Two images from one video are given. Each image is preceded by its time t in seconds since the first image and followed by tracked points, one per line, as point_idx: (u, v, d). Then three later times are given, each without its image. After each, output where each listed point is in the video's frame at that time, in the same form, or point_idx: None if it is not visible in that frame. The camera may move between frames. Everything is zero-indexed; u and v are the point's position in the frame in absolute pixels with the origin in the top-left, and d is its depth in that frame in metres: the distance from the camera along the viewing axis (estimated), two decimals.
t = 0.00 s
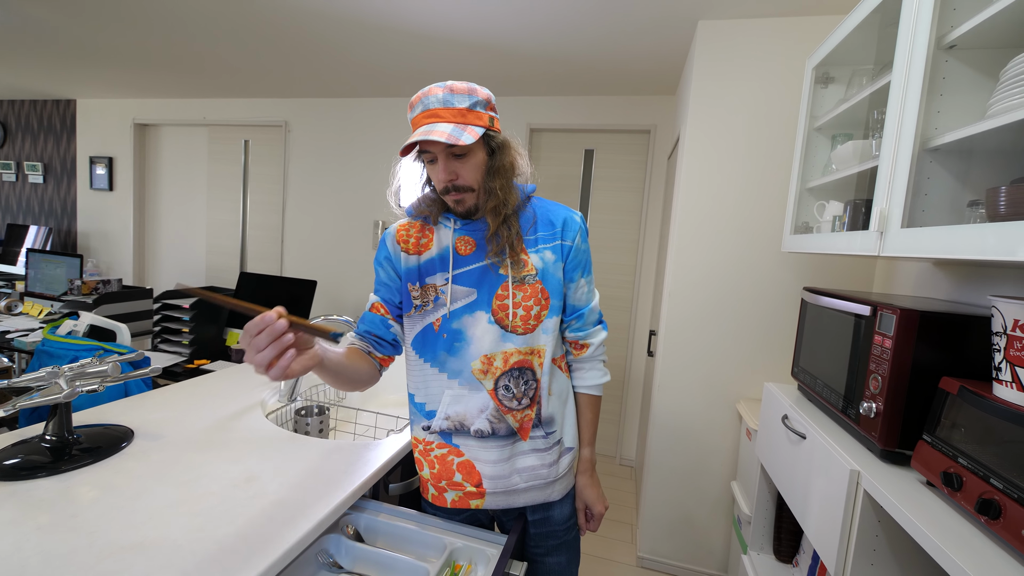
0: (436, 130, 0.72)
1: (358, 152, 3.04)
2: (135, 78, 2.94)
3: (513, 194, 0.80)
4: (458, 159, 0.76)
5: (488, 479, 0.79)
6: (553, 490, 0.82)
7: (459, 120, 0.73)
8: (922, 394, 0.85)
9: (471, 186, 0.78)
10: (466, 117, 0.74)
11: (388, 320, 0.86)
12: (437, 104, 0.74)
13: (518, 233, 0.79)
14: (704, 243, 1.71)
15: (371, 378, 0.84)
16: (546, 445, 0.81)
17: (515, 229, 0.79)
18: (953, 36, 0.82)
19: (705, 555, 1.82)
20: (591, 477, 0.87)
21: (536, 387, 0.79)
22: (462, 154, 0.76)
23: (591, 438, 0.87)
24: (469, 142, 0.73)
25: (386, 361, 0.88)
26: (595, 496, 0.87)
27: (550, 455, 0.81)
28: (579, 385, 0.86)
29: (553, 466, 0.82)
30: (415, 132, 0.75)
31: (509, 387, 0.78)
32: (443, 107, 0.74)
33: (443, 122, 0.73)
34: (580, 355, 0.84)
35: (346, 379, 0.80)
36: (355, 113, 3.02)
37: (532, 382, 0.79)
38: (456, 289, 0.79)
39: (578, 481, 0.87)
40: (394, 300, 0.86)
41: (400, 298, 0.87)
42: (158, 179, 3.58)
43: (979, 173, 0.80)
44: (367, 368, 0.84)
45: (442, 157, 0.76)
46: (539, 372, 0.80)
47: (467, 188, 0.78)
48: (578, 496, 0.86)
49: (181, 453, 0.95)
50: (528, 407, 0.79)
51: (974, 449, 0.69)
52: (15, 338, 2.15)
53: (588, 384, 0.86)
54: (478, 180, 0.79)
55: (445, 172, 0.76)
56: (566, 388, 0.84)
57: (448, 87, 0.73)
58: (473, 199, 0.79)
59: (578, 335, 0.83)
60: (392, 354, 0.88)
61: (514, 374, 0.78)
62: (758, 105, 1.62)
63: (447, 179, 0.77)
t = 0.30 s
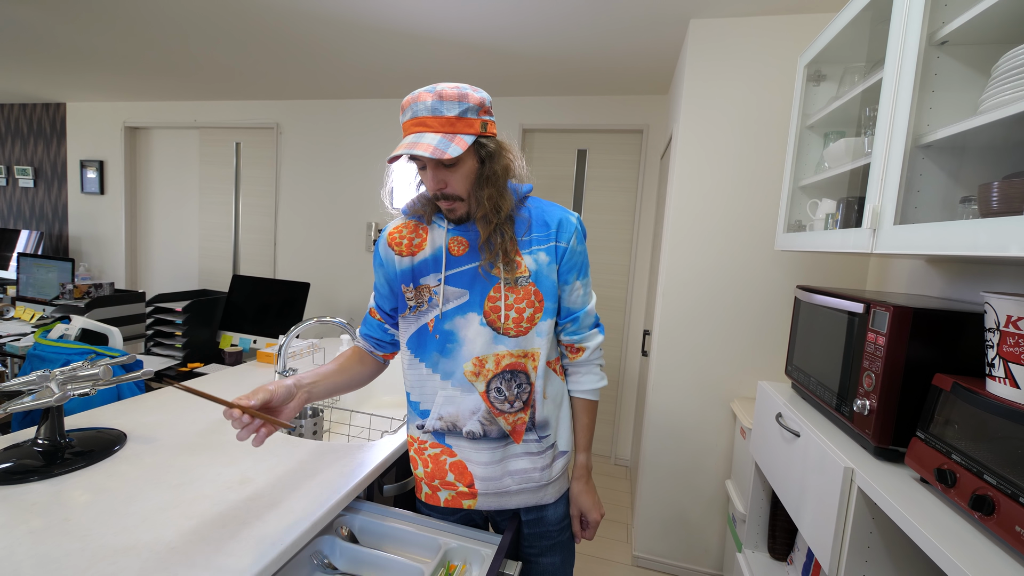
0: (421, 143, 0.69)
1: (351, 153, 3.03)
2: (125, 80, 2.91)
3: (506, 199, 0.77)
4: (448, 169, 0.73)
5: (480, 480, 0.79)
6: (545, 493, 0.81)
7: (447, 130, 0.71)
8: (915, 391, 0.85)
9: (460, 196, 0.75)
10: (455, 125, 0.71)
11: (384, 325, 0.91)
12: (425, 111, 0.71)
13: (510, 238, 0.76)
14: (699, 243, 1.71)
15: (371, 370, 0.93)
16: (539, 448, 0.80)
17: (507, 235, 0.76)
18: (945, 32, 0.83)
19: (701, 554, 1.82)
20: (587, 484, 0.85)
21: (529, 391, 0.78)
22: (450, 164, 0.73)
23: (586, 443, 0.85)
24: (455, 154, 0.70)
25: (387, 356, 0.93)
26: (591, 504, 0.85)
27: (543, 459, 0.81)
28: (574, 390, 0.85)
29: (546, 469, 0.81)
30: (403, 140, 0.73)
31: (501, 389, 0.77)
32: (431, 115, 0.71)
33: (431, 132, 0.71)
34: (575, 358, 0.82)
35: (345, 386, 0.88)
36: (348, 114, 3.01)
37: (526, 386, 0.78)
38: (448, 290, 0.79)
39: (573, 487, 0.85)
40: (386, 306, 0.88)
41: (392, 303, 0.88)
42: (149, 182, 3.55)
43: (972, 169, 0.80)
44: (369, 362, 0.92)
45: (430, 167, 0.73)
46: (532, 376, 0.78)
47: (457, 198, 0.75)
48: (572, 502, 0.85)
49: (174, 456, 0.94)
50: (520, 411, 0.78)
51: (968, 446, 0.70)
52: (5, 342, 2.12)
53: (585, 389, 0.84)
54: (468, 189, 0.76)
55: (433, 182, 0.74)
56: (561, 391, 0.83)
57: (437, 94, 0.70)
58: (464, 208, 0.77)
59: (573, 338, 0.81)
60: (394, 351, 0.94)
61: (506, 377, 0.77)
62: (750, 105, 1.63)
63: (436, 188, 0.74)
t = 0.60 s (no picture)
0: (413, 150, 0.68)
1: (350, 151, 3.02)
2: (124, 78, 2.90)
3: (502, 199, 0.76)
4: (442, 172, 0.71)
5: (476, 477, 0.79)
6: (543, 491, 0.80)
7: (439, 135, 0.69)
8: (916, 388, 0.85)
9: (455, 198, 0.74)
10: (448, 131, 0.69)
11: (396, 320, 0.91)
12: (418, 116, 0.69)
13: (507, 236, 0.75)
14: (699, 241, 1.71)
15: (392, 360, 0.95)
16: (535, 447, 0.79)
17: (503, 235, 0.75)
18: (947, 28, 0.82)
19: (701, 552, 1.82)
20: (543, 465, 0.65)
21: (525, 389, 0.77)
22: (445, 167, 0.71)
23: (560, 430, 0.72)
24: (447, 160, 0.68)
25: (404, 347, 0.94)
26: (533, 481, 0.62)
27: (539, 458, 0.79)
28: (573, 373, 0.76)
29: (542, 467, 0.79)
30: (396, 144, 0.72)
31: (497, 388, 0.76)
32: (423, 121, 0.69)
33: (423, 137, 0.69)
34: (579, 348, 0.77)
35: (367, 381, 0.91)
36: (347, 112, 3.01)
37: (523, 385, 0.77)
38: (447, 288, 0.79)
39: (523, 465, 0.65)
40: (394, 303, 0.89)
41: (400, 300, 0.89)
42: (149, 180, 3.54)
43: (975, 166, 0.80)
44: (389, 355, 0.94)
45: (423, 172, 0.72)
46: (529, 374, 0.77)
47: (452, 201, 0.74)
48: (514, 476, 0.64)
49: (175, 453, 0.94)
50: (516, 409, 0.77)
51: (970, 443, 0.70)
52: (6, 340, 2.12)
53: (582, 374, 0.75)
54: (464, 192, 0.74)
55: (428, 186, 0.73)
56: (558, 389, 0.81)
57: (429, 99, 0.68)
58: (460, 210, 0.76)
59: (578, 334, 0.77)
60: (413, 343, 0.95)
61: (503, 375, 0.76)
62: (751, 102, 1.62)
63: (431, 192, 0.73)
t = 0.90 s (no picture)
0: (422, 157, 0.68)
1: (350, 152, 3.02)
2: (124, 78, 2.91)
3: (508, 207, 0.74)
4: (450, 178, 0.71)
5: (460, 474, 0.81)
6: (526, 494, 0.81)
7: (449, 143, 0.69)
8: (915, 390, 0.85)
9: (462, 203, 0.74)
10: (457, 138, 0.69)
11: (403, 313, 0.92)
12: (427, 122, 0.69)
13: (503, 244, 0.74)
14: (699, 242, 1.71)
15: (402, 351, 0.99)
16: (516, 453, 0.78)
17: (505, 241, 0.74)
18: (944, 30, 0.82)
19: (700, 553, 1.82)
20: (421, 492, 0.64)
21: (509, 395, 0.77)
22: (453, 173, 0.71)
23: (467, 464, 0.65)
24: (455, 168, 0.68)
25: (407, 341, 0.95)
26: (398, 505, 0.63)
27: (519, 462, 0.79)
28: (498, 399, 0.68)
29: (524, 471, 0.80)
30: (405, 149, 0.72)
31: (481, 391, 0.77)
32: (433, 127, 0.69)
33: (432, 144, 0.69)
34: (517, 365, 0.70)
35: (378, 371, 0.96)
36: (347, 113, 3.01)
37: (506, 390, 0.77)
38: (445, 288, 0.79)
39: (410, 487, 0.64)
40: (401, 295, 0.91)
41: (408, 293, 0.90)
42: (149, 180, 3.54)
43: (973, 168, 0.80)
44: (398, 347, 0.98)
45: (432, 176, 0.72)
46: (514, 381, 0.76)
47: (458, 205, 0.74)
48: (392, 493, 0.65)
49: (173, 453, 0.94)
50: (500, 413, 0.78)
51: (968, 445, 0.70)
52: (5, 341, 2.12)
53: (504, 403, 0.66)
54: (471, 197, 0.73)
55: (436, 190, 0.73)
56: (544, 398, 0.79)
57: (438, 105, 0.67)
58: (466, 214, 0.75)
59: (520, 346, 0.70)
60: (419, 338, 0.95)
61: (487, 379, 0.77)
62: (750, 103, 1.63)
63: (439, 196, 0.73)
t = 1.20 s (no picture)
0: (426, 161, 0.68)
1: (351, 153, 3.03)
2: (126, 79, 2.91)
3: (512, 210, 0.74)
4: (454, 181, 0.71)
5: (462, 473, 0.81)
6: (529, 494, 0.81)
7: (452, 147, 0.69)
8: (916, 392, 0.85)
9: (466, 206, 0.73)
10: (461, 142, 0.69)
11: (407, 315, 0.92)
12: (431, 126, 0.69)
13: (507, 246, 0.74)
14: (699, 243, 1.71)
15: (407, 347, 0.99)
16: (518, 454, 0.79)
17: (508, 244, 0.74)
18: (945, 33, 0.83)
19: (699, 554, 1.82)
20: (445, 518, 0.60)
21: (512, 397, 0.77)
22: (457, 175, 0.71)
23: (482, 478, 0.63)
24: (459, 170, 0.68)
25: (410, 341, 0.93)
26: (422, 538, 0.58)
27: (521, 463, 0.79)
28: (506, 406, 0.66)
29: (525, 472, 0.81)
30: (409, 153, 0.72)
31: (484, 392, 0.77)
32: (437, 131, 0.69)
33: (436, 148, 0.69)
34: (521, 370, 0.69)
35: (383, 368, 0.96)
36: (348, 114, 3.01)
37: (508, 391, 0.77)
38: (448, 289, 0.79)
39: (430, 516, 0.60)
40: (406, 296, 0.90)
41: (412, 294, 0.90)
42: (150, 181, 3.55)
43: (974, 170, 0.80)
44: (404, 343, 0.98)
45: (435, 178, 0.72)
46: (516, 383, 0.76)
47: (462, 207, 0.73)
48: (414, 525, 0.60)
49: (174, 454, 0.94)
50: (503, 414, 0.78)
51: (969, 447, 0.70)
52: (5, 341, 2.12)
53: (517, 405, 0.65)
54: (474, 199, 0.73)
55: (439, 192, 0.73)
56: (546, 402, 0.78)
57: (443, 109, 0.67)
58: (469, 217, 0.75)
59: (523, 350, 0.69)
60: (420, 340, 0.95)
61: (490, 380, 0.77)
62: (750, 105, 1.63)
63: (442, 199, 0.73)
